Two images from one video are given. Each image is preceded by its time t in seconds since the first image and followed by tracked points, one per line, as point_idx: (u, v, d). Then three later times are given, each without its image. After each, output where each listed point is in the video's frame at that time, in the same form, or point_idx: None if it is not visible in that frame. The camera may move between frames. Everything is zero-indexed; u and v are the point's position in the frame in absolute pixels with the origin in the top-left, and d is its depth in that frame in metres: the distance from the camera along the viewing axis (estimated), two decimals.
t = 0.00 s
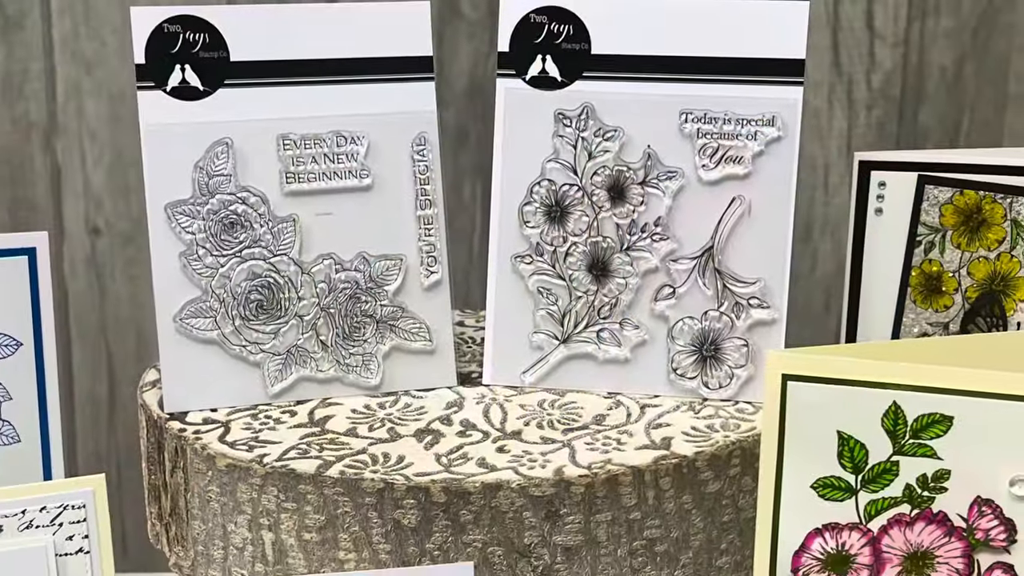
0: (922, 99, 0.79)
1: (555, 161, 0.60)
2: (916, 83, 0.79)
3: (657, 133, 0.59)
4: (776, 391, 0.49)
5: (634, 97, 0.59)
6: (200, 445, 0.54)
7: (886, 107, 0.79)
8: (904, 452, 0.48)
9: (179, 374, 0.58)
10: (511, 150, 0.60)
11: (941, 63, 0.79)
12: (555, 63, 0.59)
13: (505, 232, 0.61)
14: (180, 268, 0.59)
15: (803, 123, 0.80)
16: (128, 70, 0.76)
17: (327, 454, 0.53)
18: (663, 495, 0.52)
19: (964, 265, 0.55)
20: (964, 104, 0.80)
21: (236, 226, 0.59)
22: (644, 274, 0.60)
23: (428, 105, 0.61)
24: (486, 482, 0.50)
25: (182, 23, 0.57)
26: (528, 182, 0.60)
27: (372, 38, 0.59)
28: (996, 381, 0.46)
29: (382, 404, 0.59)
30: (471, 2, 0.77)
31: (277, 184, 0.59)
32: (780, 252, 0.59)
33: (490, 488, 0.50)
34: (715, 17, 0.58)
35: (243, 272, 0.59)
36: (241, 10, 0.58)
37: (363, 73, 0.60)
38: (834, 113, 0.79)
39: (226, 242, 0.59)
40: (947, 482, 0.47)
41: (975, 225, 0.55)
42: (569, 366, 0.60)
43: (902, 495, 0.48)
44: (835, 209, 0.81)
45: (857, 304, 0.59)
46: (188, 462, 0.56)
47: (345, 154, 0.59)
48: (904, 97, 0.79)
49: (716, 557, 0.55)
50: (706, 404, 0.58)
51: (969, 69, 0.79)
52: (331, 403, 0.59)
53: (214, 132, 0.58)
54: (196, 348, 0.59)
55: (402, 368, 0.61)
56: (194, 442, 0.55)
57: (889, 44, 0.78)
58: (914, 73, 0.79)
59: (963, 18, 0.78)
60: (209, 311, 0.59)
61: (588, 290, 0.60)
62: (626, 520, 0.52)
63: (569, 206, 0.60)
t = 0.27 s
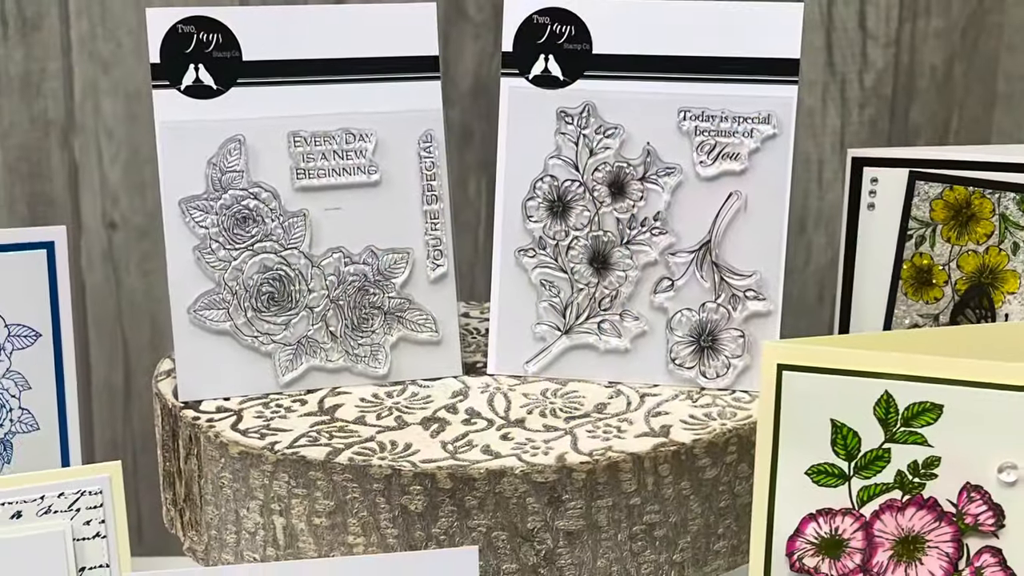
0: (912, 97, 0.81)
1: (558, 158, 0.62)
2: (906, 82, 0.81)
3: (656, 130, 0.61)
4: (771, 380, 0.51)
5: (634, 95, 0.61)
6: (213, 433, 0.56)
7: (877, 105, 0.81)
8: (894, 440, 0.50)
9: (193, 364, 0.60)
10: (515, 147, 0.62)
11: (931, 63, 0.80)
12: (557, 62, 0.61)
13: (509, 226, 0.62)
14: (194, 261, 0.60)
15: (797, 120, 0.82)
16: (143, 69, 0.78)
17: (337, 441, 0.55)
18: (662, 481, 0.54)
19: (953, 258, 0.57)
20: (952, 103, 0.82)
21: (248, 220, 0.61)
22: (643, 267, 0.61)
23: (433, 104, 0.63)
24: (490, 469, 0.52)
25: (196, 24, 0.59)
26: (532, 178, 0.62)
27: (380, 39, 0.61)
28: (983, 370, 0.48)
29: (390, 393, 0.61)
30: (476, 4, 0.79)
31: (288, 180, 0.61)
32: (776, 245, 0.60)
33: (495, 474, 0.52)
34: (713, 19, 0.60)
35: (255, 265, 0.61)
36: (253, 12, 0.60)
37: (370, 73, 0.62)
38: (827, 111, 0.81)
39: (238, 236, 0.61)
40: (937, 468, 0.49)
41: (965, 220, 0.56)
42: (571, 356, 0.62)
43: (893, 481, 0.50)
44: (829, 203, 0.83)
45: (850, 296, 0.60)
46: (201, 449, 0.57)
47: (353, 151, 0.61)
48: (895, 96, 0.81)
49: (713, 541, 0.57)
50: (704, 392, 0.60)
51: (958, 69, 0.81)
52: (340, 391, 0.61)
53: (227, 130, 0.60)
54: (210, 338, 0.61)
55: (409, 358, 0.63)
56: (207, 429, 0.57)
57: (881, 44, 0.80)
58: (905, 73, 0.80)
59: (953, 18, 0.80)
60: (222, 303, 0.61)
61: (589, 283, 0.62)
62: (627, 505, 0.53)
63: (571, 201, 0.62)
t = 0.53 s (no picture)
0: (904, 96, 0.83)
1: (560, 154, 0.64)
2: (897, 82, 0.83)
3: (655, 128, 0.63)
4: (767, 369, 0.53)
5: (634, 94, 0.63)
6: (226, 420, 0.58)
7: (869, 104, 0.83)
8: (885, 427, 0.52)
9: (205, 353, 0.62)
10: (518, 144, 0.64)
11: (921, 63, 0.82)
12: (560, 61, 0.63)
13: (512, 220, 0.64)
14: (208, 254, 0.62)
15: (792, 118, 0.83)
16: (159, 68, 0.81)
17: (346, 429, 0.57)
18: (661, 467, 0.56)
19: (943, 251, 0.59)
20: (943, 102, 0.83)
21: (260, 215, 0.62)
22: (643, 260, 0.63)
23: (440, 102, 0.65)
24: (495, 456, 0.53)
25: (210, 25, 0.61)
26: (535, 173, 0.64)
27: (388, 39, 0.64)
28: (968, 360, 0.50)
29: (397, 382, 0.63)
30: (480, 5, 0.80)
31: (299, 175, 0.63)
32: (771, 239, 0.62)
33: (499, 461, 0.53)
34: (711, 20, 0.62)
35: (267, 258, 0.63)
36: (265, 13, 0.62)
37: (379, 72, 0.64)
38: (821, 110, 0.83)
39: (250, 230, 0.63)
40: (927, 455, 0.51)
41: (954, 215, 0.58)
42: (573, 347, 0.64)
43: (885, 467, 0.52)
44: (823, 199, 0.85)
45: (844, 288, 0.62)
46: (215, 436, 0.59)
47: (362, 148, 0.63)
48: (887, 95, 0.83)
49: (711, 526, 0.59)
50: (701, 381, 0.62)
51: (948, 69, 0.83)
52: (350, 380, 0.63)
53: (240, 127, 0.62)
54: (224, 329, 0.63)
55: (417, 348, 0.65)
56: (221, 417, 0.59)
57: (872, 45, 0.82)
58: (897, 73, 0.82)
59: (943, 20, 0.81)
60: (235, 295, 0.62)
61: (590, 275, 0.64)
62: (627, 490, 0.55)
63: (573, 196, 0.64)
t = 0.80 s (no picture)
0: (894, 93, 0.85)
1: (562, 151, 0.66)
2: (888, 81, 0.85)
3: (655, 125, 0.65)
4: (762, 359, 0.55)
5: (635, 92, 0.65)
6: (239, 408, 0.60)
7: (860, 103, 0.85)
8: (877, 415, 0.54)
9: (219, 343, 0.64)
10: (522, 141, 0.66)
11: (912, 62, 0.84)
12: (563, 61, 0.65)
13: (516, 214, 0.66)
14: (222, 247, 0.64)
15: (786, 115, 0.86)
16: (174, 68, 0.83)
17: (355, 416, 0.59)
18: (660, 453, 0.58)
19: (933, 245, 0.61)
20: (932, 100, 0.85)
21: (272, 209, 0.65)
22: (642, 253, 0.65)
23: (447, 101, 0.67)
24: (499, 442, 0.55)
25: (225, 26, 0.63)
26: (538, 169, 0.66)
27: (396, 40, 0.66)
28: (955, 349, 0.52)
29: (405, 370, 0.65)
30: (485, 5, 0.82)
31: (310, 171, 0.65)
32: (767, 232, 0.64)
33: (503, 447, 0.55)
34: (709, 21, 0.64)
35: (279, 251, 0.65)
36: (277, 14, 0.64)
37: (387, 72, 0.66)
38: (815, 108, 0.85)
39: (263, 224, 0.65)
40: (917, 441, 0.53)
41: (944, 210, 0.60)
42: (575, 337, 0.66)
43: (877, 453, 0.54)
44: (816, 194, 0.87)
45: (837, 280, 0.64)
46: (229, 423, 0.61)
47: (371, 144, 0.65)
48: (878, 93, 0.85)
49: (708, 510, 0.61)
50: (699, 369, 0.64)
51: (938, 67, 0.84)
52: (359, 369, 0.65)
53: (254, 125, 0.64)
54: (237, 319, 0.65)
55: (424, 338, 0.67)
56: (234, 404, 0.61)
57: (864, 44, 0.83)
58: (888, 72, 0.84)
59: (932, 20, 0.83)
60: (248, 287, 0.65)
61: (592, 268, 0.66)
62: (627, 475, 0.57)
63: (575, 191, 0.66)
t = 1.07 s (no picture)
0: (886, 92, 0.87)
1: (565, 148, 0.68)
2: (880, 80, 0.87)
3: (654, 123, 0.67)
4: (757, 348, 0.57)
5: (635, 91, 0.67)
6: (253, 396, 0.62)
7: (851, 102, 0.87)
8: (868, 402, 0.56)
9: (232, 332, 0.66)
10: (526, 138, 0.68)
11: (902, 62, 0.86)
12: (565, 60, 0.67)
13: (520, 209, 0.69)
14: (236, 241, 0.67)
15: (781, 112, 0.88)
16: (190, 68, 0.86)
17: (364, 403, 0.61)
18: (659, 439, 0.60)
19: (923, 238, 0.63)
20: (921, 98, 0.87)
21: (284, 203, 0.67)
22: (641, 246, 0.67)
23: (453, 99, 0.69)
24: (504, 429, 0.58)
25: (239, 27, 0.65)
26: (541, 165, 0.68)
27: (405, 42, 0.68)
28: (941, 339, 0.54)
29: (413, 359, 0.67)
30: (490, 5, 0.84)
31: (321, 167, 0.67)
32: (762, 225, 0.66)
33: (508, 433, 0.57)
34: (707, 23, 0.66)
35: (291, 244, 0.67)
36: (290, 16, 0.66)
37: (396, 71, 0.68)
38: (809, 106, 0.87)
39: (276, 218, 0.67)
40: (907, 428, 0.55)
41: (933, 205, 0.62)
42: (577, 328, 0.68)
43: (868, 440, 0.56)
44: (810, 189, 0.89)
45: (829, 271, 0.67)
46: (242, 410, 0.64)
47: (380, 141, 0.68)
48: (869, 92, 0.87)
49: (705, 494, 0.64)
50: (696, 358, 0.66)
51: (927, 66, 0.86)
52: (368, 357, 0.68)
53: (267, 122, 0.66)
54: (250, 310, 0.67)
55: (431, 328, 0.69)
56: (248, 392, 0.63)
57: (856, 45, 0.86)
58: (880, 71, 0.86)
59: (922, 20, 0.85)
60: (261, 279, 0.67)
61: (593, 261, 0.68)
62: (626, 460, 0.59)
63: (577, 186, 0.68)
